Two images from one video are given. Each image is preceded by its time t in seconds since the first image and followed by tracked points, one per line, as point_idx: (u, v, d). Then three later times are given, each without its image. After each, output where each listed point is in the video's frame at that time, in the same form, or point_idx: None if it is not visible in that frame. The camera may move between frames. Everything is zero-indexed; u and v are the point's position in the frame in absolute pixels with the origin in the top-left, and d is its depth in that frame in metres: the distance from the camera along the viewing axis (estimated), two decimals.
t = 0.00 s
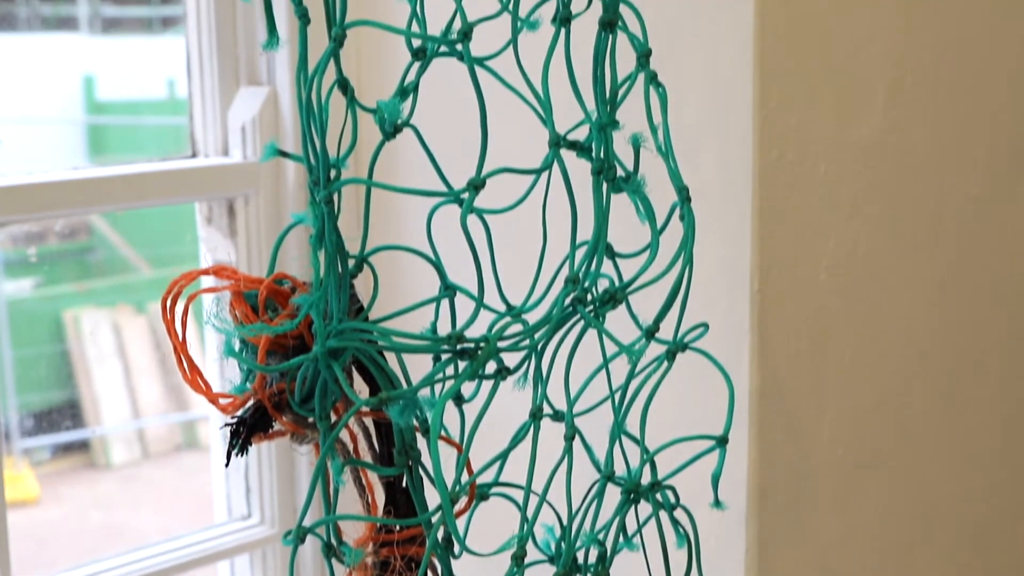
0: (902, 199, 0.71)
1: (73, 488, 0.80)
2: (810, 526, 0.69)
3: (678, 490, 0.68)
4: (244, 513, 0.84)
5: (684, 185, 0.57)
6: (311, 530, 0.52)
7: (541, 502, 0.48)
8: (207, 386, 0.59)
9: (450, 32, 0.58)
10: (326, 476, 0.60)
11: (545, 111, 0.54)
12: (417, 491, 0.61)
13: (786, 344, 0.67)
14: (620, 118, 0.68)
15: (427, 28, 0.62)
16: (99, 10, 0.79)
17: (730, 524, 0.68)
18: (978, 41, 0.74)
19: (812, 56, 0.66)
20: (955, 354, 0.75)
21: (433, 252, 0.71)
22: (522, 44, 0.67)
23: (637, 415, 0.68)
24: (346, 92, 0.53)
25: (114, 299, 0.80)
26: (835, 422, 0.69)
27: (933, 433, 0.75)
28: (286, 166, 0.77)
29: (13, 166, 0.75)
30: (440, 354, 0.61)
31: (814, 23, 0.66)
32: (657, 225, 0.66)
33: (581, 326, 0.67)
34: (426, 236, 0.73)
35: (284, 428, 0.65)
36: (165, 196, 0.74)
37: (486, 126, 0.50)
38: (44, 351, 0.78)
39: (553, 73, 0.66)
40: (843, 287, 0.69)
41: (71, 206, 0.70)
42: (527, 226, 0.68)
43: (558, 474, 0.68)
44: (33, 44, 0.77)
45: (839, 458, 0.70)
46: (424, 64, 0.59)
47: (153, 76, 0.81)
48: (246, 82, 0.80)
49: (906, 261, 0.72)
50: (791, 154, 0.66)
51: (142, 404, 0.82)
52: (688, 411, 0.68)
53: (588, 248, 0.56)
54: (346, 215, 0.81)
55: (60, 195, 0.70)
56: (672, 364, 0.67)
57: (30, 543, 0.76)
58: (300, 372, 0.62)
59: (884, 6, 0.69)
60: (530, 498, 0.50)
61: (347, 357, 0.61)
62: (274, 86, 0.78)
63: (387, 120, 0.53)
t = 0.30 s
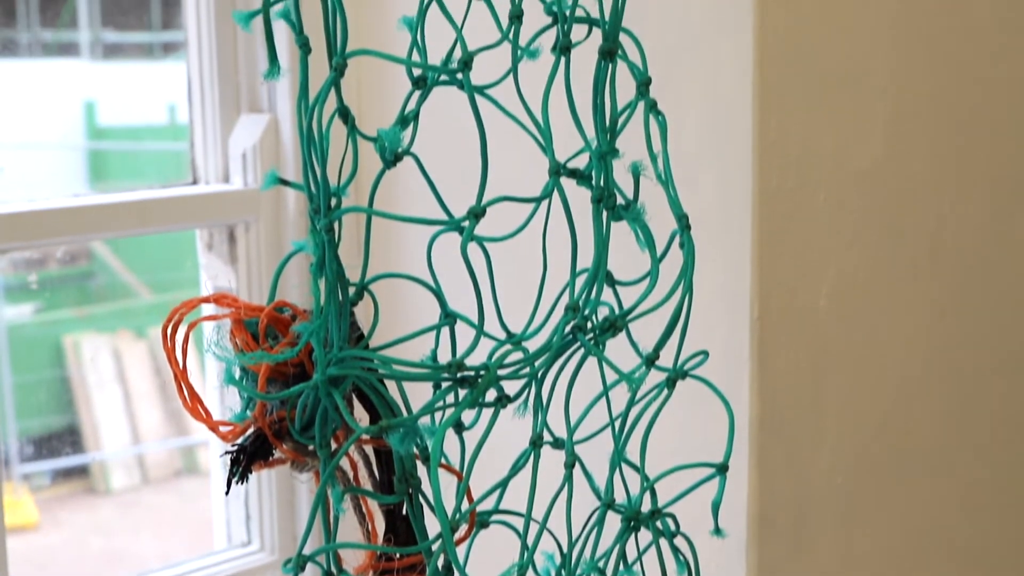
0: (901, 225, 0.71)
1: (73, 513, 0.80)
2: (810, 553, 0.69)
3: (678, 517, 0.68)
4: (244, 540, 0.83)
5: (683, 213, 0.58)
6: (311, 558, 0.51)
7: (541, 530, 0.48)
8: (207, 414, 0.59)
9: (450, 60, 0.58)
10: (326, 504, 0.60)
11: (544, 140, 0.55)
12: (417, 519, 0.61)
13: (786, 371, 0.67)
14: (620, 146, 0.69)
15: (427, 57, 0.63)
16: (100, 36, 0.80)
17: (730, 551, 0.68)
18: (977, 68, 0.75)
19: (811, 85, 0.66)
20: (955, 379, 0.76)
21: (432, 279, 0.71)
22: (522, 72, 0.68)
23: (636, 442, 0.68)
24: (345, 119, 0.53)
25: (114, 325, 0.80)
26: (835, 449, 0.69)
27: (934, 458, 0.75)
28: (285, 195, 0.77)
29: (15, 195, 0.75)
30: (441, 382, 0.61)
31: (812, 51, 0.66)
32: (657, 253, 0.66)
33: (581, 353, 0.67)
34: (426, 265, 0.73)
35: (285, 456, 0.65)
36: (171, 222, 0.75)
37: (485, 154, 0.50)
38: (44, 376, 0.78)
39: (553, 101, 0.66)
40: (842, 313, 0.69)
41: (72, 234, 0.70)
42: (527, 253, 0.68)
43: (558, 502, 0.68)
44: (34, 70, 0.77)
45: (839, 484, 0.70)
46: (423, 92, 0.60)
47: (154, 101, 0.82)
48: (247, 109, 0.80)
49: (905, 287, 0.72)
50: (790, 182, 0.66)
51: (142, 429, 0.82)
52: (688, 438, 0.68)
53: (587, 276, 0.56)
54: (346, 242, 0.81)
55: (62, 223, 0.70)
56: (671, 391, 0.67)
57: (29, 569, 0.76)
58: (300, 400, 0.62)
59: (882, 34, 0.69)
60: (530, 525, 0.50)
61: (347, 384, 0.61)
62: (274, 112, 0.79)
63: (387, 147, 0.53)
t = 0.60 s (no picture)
0: (900, 253, 0.71)
1: (72, 541, 0.80)
2: None
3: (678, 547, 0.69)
4: (243, 569, 0.83)
5: (683, 243, 0.58)
6: None
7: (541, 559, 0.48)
8: (207, 444, 0.59)
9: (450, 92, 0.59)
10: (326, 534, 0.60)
11: (545, 171, 0.55)
12: (417, 549, 0.60)
13: (786, 399, 0.67)
14: (620, 176, 0.69)
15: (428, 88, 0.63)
16: (101, 63, 0.80)
17: None
18: (975, 96, 0.75)
19: (809, 115, 0.67)
20: (955, 407, 0.76)
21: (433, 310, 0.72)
22: (522, 103, 0.68)
23: (636, 472, 0.69)
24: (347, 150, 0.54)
25: (114, 352, 0.80)
26: (836, 477, 0.69)
27: (934, 486, 0.75)
28: (286, 225, 0.77)
29: (15, 223, 0.75)
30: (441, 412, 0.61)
31: (811, 82, 0.67)
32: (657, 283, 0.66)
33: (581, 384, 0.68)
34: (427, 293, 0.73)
35: (284, 486, 0.65)
36: (175, 249, 0.75)
37: (486, 187, 0.51)
38: (44, 403, 0.78)
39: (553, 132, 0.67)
40: (841, 342, 0.69)
41: (73, 263, 0.71)
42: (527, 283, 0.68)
43: (558, 531, 0.68)
44: (34, 97, 0.78)
45: (839, 513, 0.70)
46: (424, 124, 0.60)
47: (155, 129, 0.82)
48: (248, 138, 0.80)
49: (905, 315, 0.72)
50: (790, 211, 0.67)
51: (142, 456, 0.82)
52: (688, 468, 0.68)
53: (587, 305, 0.56)
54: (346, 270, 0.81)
55: (63, 252, 0.70)
56: (671, 421, 0.67)
57: None
58: (300, 430, 0.62)
59: (881, 64, 0.70)
60: (529, 553, 0.50)
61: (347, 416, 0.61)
62: (275, 142, 0.79)
63: (388, 178, 0.54)
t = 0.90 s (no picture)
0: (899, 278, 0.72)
1: (71, 564, 0.81)
2: None
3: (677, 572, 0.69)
4: None
5: (682, 270, 0.58)
6: None
7: None
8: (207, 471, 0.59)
9: (449, 120, 0.59)
10: (326, 561, 0.59)
11: (545, 198, 0.56)
12: None
13: (786, 425, 0.67)
14: (620, 202, 0.69)
15: (427, 115, 0.63)
16: (101, 87, 0.80)
17: None
18: (974, 120, 0.75)
19: (809, 141, 0.67)
20: (955, 430, 0.76)
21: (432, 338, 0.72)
22: (522, 129, 0.68)
23: (636, 498, 0.69)
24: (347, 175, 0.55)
25: (113, 375, 0.81)
26: (835, 503, 0.69)
27: (935, 510, 0.75)
28: (286, 253, 0.78)
29: (15, 248, 0.76)
30: (441, 438, 0.61)
31: (809, 108, 0.67)
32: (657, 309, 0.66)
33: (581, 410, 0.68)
34: (426, 319, 0.74)
35: (285, 512, 0.65)
36: (166, 275, 0.75)
37: (486, 214, 0.51)
38: (43, 427, 0.79)
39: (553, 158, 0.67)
40: (841, 367, 0.69)
41: (74, 288, 0.71)
42: (527, 308, 0.68)
43: (558, 558, 0.68)
44: (34, 121, 0.78)
45: (839, 538, 0.70)
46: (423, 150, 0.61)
47: (156, 153, 0.82)
48: (248, 164, 0.80)
49: (904, 339, 0.72)
50: (789, 236, 0.67)
51: (141, 480, 0.83)
52: (688, 493, 0.69)
53: (587, 331, 0.57)
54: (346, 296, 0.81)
55: (63, 277, 0.70)
56: (670, 447, 0.67)
57: None
58: (301, 456, 0.62)
59: (879, 89, 0.70)
60: None
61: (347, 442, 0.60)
62: (276, 168, 0.79)
63: (388, 205, 0.54)
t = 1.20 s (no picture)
0: (899, 306, 0.72)
1: None
2: None
3: None
4: None
5: (682, 300, 0.58)
6: None
7: None
8: (208, 501, 0.59)
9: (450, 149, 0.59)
10: None
11: (545, 228, 0.56)
12: None
13: (786, 453, 0.67)
14: (619, 231, 0.69)
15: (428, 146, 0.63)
16: (103, 113, 0.81)
17: None
18: (972, 148, 0.76)
19: (808, 169, 0.67)
20: (955, 457, 0.76)
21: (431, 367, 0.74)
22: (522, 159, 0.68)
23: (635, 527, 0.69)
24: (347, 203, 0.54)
25: (113, 402, 0.81)
26: (836, 531, 0.69)
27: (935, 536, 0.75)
28: (286, 280, 0.79)
29: (16, 277, 0.76)
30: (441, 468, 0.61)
31: (809, 138, 0.67)
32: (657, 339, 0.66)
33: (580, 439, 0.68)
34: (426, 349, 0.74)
35: (284, 542, 0.64)
36: (167, 304, 0.76)
37: (486, 244, 0.51)
38: (42, 453, 0.79)
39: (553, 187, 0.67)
40: (842, 396, 0.69)
41: (74, 316, 0.71)
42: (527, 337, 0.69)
43: None
44: (35, 147, 0.78)
45: (840, 566, 0.70)
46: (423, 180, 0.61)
47: (157, 179, 0.83)
48: (249, 191, 0.82)
49: (904, 367, 0.72)
50: (789, 265, 0.67)
51: (141, 508, 0.83)
52: (688, 522, 0.69)
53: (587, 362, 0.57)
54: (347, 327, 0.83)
55: (61, 306, 0.71)
56: (671, 477, 0.68)
57: None
58: (301, 486, 0.62)
59: (878, 119, 0.70)
60: None
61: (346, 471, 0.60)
62: (277, 197, 0.81)
63: (388, 235, 0.54)
